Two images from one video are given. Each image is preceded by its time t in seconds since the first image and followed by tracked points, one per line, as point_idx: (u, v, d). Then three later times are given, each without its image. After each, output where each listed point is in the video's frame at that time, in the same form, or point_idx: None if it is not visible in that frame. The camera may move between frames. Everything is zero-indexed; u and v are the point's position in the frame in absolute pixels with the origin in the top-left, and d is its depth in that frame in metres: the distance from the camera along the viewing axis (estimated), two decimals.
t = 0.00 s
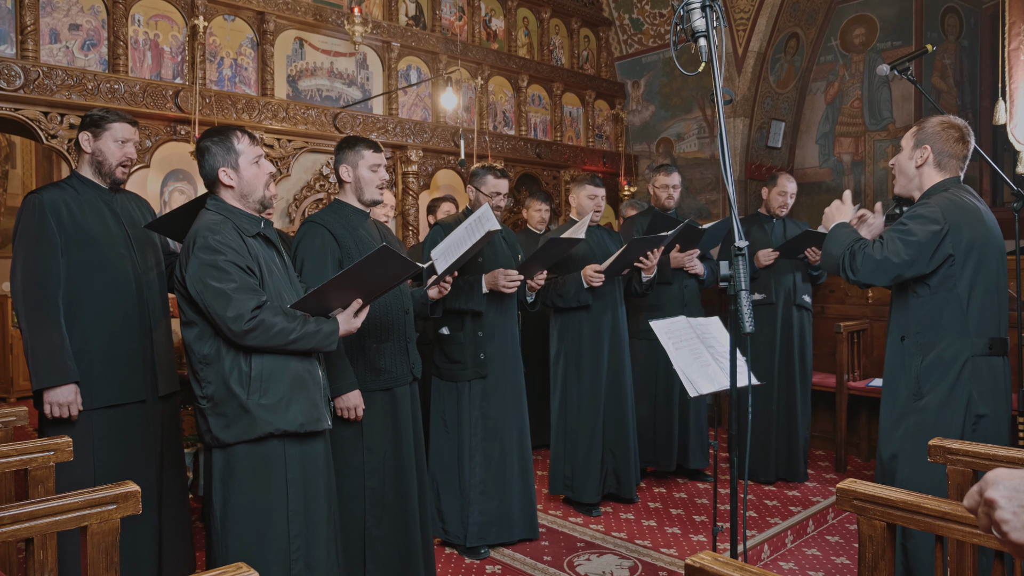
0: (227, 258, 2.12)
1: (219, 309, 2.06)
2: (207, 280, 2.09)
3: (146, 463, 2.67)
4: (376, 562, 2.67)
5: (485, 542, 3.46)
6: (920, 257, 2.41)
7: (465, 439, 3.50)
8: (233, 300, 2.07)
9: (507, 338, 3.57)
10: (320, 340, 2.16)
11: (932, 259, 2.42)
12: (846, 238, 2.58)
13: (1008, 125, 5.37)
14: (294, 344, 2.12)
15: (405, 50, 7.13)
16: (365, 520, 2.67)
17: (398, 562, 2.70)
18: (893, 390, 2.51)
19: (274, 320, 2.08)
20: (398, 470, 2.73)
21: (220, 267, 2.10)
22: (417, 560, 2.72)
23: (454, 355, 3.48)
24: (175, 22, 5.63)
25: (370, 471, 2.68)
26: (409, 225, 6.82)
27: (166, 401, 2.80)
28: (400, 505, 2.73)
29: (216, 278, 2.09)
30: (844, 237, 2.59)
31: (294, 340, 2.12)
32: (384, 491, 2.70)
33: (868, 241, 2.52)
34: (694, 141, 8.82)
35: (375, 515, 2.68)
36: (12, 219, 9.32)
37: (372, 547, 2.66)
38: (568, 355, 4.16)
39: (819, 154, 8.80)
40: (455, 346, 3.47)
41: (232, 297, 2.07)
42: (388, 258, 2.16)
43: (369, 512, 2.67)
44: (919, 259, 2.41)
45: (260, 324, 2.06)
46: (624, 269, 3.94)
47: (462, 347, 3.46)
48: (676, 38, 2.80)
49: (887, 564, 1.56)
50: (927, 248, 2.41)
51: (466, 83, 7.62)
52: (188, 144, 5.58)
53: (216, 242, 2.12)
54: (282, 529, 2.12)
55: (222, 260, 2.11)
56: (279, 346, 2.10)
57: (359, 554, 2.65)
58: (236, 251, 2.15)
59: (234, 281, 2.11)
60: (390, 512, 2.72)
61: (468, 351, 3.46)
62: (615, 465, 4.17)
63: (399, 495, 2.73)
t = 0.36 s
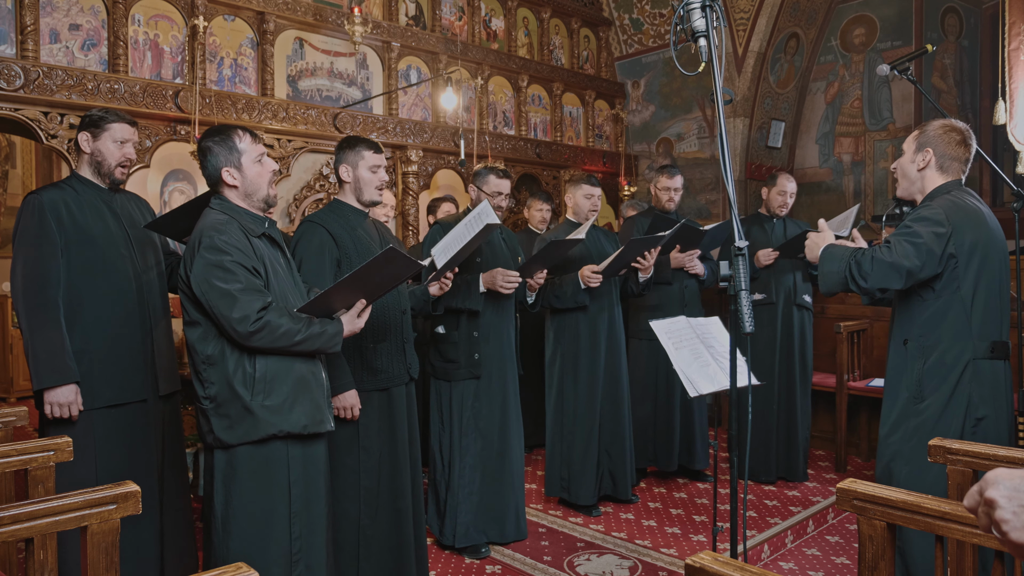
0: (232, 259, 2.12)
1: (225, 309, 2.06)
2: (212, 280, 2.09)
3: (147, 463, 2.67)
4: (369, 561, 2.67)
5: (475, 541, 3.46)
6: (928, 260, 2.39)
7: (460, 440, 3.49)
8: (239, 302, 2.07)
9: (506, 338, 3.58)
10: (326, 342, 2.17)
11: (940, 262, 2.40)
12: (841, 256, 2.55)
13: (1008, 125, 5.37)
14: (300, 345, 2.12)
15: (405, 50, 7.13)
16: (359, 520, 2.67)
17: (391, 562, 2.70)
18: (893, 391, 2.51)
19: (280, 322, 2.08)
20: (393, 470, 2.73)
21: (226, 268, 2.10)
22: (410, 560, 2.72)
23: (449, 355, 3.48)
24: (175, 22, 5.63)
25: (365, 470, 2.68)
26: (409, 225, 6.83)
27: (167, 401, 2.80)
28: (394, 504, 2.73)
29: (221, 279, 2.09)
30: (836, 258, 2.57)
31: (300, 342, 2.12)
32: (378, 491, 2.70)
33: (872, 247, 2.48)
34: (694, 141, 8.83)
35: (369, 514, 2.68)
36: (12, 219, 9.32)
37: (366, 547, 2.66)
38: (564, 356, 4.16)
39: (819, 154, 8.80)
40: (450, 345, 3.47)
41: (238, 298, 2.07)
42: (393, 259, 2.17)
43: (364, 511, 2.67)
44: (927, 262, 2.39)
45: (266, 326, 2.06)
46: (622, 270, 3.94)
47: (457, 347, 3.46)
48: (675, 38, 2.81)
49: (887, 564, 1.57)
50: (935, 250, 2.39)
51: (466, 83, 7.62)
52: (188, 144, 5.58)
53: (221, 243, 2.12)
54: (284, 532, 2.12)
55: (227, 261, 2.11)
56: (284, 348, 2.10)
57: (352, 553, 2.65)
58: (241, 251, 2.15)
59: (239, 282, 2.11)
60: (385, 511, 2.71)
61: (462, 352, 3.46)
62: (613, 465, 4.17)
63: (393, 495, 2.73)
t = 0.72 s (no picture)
0: (239, 261, 2.12)
1: (232, 312, 2.06)
2: (219, 283, 2.09)
3: (147, 464, 2.67)
4: (367, 560, 2.67)
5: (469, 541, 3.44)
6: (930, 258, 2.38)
7: (458, 441, 3.48)
8: (246, 304, 2.06)
9: (505, 339, 3.59)
10: (333, 343, 2.17)
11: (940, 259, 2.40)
12: (838, 266, 2.41)
13: (1008, 125, 5.37)
14: (307, 347, 2.12)
15: (405, 50, 7.13)
16: (357, 519, 2.67)
17: (389, 561, 2.71)
18: (893, 391, 2.51)
19: (288, 324, 2.08)
20: (389, 469, 2.73)
21: (233, 270, 2.10)
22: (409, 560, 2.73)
23: (451, 357, 3.48)
24: (175, 22, 5.63)
25: (362, 470, 2.68)
26: (409, 225, 6.83)
27: (167, 401, 2.80)
28: (391, 503, 2.73)
29: (228, 281, 2.09)
30: (829, 270, 2.42)
31: (307, 343, 2.12)
32: (375, 490, 2.70)
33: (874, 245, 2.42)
34: (694, 141, 8.83)
35: (366, 513, 2.68)
36: (12, 218, 9.31)
37: (362, 545, 2.67)
38: (565, 356, 4.18)
39: (819, 154, 8.80)
40: (451, 347, 3.47)
41: (245, 300, 2.07)
42: (399, 259, 2.17)
43: (360, 510, 2.67)
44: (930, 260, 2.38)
45: (273, 328, 2.06)
46: (622, 270, 3.93)
47: (459, 349, 3.46)
48: (675, 38, 2.81)
49: (887, 564, 1.57)
50: (936, 249, 2.39)
51: (466, 83, 7.62)
52: (188, 144, 5.58)
53: (227, 245, 2.12)
54: (293, 533, 2.12)
55: (234, 263, 2.11)
56: (292, 350, 2.10)
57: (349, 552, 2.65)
58: (247, 254, 2.15)
59: (246, 284, 2.10)
60: (381, 510, 2.72)
61: (465, 353, 3.46)
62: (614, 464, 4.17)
63: (390, 494, 2.73)
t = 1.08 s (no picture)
0: (246, 263, 2.12)
1: (239, 314, 2.06)
2: (226, 285, 2.09)
3: (147, 464, 2.67)
4: (366, 561, 2.68)
5: (482, 541, 3.46)
6: (925, 262, 2.38)
7: (467, 443, 3.47)
8: (254, 306, 2.06)
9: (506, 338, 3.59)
10: (340, 344, 2.18)
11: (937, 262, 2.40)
12: (824, 270, 2.46)
13: (1008, 125, 5.37)
14: (315, 348, 2.13)
15: (405, 50, 7.13)
16: (355, 520, 2.68)
17: (388, 562, 2.71)
18: (892, 392, 2.51)
19: (295, 325, 2.09)
20: (388, 470, 2.73)
21: (240, 273, 2.10)
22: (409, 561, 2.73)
23: (457, 360, 3.44)
24: (175, 22, 5.63)
25: (360, 471, 2.69)
26: (409, 225, 6.83)
27: (165, 401, 2.80)
28: (390, 504, 2.73)
29: (235, 283, 2.09)
30: (816, 274, 2.47)
31: (315, 345, 2.12)
32: (373, 491, 2.71)
33: (868, 249, 2.45)
34: (694, 141, 8.83)
35: (364, 515, 2.69)
36: (12, 218, 9.31)
37: (361, 546, 2.68)
38: (570, 355, 4.17)
39: (819, 154, 8.80)
40: (456, 350, 3.43)
41: (252, 302, 2.07)
42: (405, 260, 2.17)
43: (358, 512, 2.67)
44: (925, 263, 2.38)
45: (281, 329, 2.06)
46: (625, 270, 3.93)
47: (465, 351, 3.43)
48: (676, 38, 2.81)
49: (887, 564, 1.57)
50: (932, 252, 2.39)
51: (466, 83, 7.62)
52: (188, 144, 5.58)
53: (234, 247, 2.12)
54: (301, 535, 2.12)
55: (241, 265, 2.11)
56: (299, 351, 2.10)
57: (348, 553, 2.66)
58: (255, 256, 2.15)
59: (253, 287, 2.10)
60: (380, 511, 2.72)
61: (471, 355, 3.43)
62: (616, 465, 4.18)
63: (388, 495, 2.73)
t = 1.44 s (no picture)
0: (246, 263, 2.12)
1: (239, 314, 2.06)
2: (226, 284, 2.09)
3: (147, 464, 2.67)
4: (367, 561, 2.68)
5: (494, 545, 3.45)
6: (924, 259, 2.40)
7: (475, 444, 3.46)
8: (254, 306, 2.06)
9: (508, 339, 3.58)
10: (339, 345, 2.18)
11: (937, 258, 2.41)
12: (820, 248, 2.47)
13: (1008, 125, 5.37)
14: (314, 349, 2.13)
15: (405, 50, 7.13)
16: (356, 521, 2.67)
17: (390, 563, 2.71)
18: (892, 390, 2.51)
19: (295, 326, 2.09)
20: (389, 470, 2.73)
21: (240, 272, 2.10)
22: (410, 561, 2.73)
23: (462, 361, 3.43)
24: (175, 22, 5.63)
25: (362, 470, 2.69)
26: (409, 225, 6.82)
27: (164, 400, 2.81)
28: (392, 504, 2.73)
29: (236, 283, 2.09)
30: (812, 250, 2.49)
31: (314, 346, 2.12)
32: (375, 491, 2.71)
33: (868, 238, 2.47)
34: (694, 141, 8.84)
35: (366, 516, 2.68)
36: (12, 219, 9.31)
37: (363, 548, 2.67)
38: (571, 356, 4.16)
39: (819, 154, 8.80)
40: (461, 352, 3.42)
41: (252, 302, 2.07)
42: (406, 261, 2.17)
43: (360, 513, 2.67)
44: (923, 257, 2.39)
45: (281, 330, 2.06)
46: (626, 271, 3.92)
47: (470, 353, 3.42)
48: (675, 38, 2.81)
49: (887, 564, 1.56)
50: (935, 250, 2.39)
51: (466, 83, 7.61)
52: (188, 144, 5.58)
53: (235, 246, 2.12)
54: (301, 536, 2.12)
55: (242, 265, 2.11)
56: (299, 352, 2.10)
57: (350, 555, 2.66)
58: (255, 256, 2.15)
59: (254, 287, 2.10)
60: (382, 512, 2.72)
61: (476, 356, 3.43)
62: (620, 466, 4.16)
63: (390, 495, 2.73)
